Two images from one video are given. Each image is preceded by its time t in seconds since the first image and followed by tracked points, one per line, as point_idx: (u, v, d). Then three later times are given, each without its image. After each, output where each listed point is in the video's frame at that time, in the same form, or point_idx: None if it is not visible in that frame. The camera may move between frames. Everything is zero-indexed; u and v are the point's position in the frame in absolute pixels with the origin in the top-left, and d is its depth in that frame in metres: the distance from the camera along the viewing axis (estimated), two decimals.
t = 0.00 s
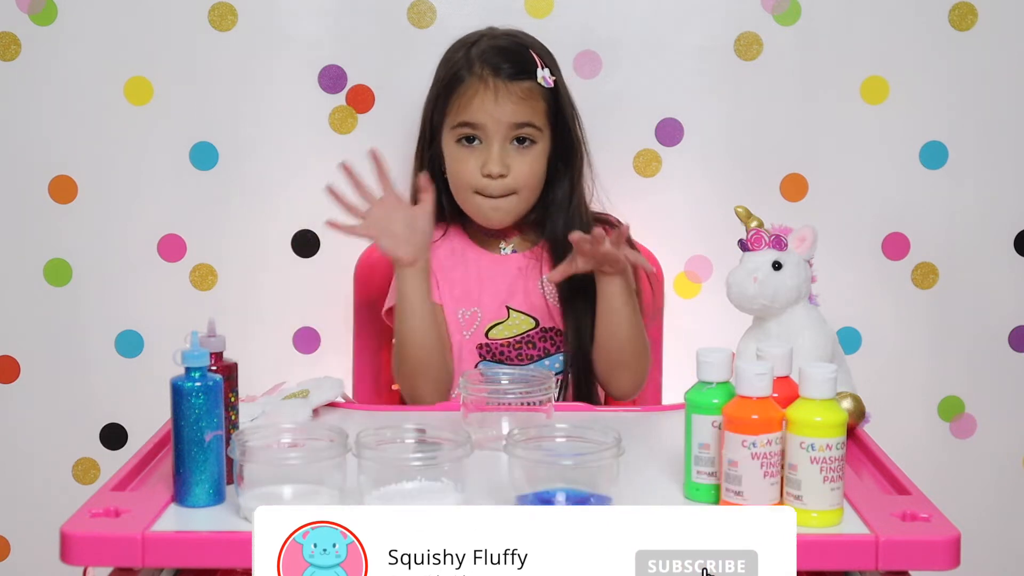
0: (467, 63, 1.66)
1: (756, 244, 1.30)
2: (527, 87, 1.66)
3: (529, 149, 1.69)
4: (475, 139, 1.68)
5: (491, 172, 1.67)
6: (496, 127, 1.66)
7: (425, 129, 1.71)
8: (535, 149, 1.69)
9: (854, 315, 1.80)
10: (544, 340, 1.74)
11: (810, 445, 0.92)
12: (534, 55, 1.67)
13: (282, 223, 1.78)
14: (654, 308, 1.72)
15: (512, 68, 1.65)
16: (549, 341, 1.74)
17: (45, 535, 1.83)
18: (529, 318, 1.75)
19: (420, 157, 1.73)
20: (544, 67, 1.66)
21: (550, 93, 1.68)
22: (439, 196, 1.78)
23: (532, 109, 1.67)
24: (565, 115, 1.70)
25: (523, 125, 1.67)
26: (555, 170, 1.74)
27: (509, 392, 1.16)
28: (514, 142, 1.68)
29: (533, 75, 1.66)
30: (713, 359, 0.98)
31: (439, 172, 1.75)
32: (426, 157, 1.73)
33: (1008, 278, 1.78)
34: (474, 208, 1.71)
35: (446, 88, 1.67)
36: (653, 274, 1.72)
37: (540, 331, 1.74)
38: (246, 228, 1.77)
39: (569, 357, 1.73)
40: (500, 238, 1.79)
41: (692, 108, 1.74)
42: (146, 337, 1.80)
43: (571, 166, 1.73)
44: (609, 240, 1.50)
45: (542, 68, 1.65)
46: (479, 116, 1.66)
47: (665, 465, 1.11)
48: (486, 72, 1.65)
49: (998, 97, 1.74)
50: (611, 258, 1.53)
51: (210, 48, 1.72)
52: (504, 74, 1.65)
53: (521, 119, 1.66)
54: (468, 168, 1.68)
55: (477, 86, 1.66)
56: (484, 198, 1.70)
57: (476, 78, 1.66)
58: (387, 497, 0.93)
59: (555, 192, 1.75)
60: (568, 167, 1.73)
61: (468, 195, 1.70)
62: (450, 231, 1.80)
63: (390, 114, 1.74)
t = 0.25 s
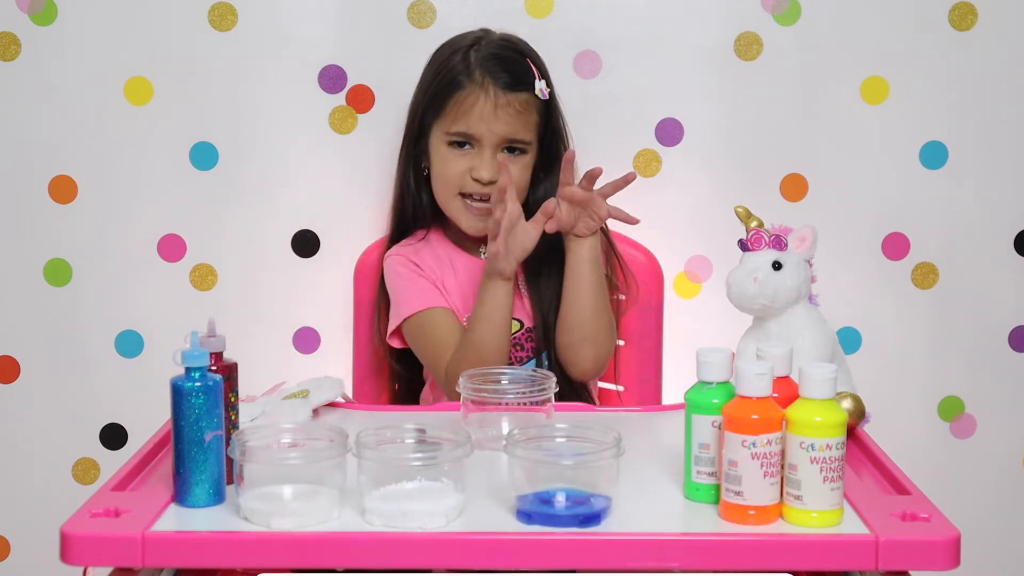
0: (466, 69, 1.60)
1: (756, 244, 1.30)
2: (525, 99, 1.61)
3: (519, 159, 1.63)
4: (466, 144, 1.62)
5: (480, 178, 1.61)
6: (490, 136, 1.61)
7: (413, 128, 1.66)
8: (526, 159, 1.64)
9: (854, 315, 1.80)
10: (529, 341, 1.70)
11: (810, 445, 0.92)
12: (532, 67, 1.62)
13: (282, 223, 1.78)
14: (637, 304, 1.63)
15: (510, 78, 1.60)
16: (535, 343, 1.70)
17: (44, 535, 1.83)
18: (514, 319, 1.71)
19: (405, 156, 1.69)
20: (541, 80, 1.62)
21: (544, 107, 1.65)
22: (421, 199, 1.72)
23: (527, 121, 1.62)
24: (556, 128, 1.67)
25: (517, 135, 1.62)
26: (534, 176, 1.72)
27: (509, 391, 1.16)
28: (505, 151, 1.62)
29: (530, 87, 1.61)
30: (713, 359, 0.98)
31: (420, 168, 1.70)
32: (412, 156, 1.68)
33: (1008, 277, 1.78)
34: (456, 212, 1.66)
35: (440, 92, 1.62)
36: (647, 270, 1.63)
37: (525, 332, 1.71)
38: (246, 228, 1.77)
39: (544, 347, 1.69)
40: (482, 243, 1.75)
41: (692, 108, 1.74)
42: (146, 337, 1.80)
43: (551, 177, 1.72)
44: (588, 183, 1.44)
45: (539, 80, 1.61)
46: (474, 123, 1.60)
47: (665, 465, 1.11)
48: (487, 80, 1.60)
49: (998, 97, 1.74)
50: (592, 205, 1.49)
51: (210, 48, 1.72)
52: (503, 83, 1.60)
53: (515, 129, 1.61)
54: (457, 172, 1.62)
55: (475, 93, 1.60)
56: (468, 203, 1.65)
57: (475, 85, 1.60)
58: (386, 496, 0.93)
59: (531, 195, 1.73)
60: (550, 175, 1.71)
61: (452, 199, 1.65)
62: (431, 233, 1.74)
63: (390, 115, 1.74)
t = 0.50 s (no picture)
0: (470, 73, 1.58)
1: (756, 244, 1.30)
2: (529, 102, 1.59)
3: (524, 161, 1.62)
4: (471, 148, 1.61)
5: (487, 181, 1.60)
6: (495, 140, 1.59)
7: (416, 128, 1.65)
8: (532, 160, 1.63)
9: (854, 315, 1.80)
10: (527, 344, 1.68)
11: (810, 445, 0.92)
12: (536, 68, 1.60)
13: (282, 223, 1.78)
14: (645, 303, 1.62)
15: (514, 82, 1.58)
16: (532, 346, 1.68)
17: (44, 535, 1.83)
18: (511, 322, 1.69)
19: (407, 156, 1.67)
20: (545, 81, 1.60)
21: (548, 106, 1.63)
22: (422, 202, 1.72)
23: (533, 123, 1.61)
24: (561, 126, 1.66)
25: (523, 137, 1.60)
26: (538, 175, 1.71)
27: (509, 391, 1.16)
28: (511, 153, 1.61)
29: (534, 90, 1.60)
30: (713, 359, 0.98)
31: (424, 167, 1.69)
32: (415, 157, 1.67)
33: (1008, 277, 1.78)
34: (465, 215, 1.65)
35: (444, 95, 1.60)
36: (648, 270, 1.63)
37: (523, 335, 1.69)
38: (246, 228, 1.77)
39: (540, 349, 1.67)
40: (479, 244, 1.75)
41: (692, 108, 1.74)
42: (146, 337, 1.80)
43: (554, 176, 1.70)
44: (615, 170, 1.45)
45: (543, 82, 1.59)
46: (478, 128, 1.59)
47: (665, 465, 1.11)
48: (491, 84, 1.58)
49: (998, 97, 1.74)
50: (612, 197, 1.48)
51: (210, 48, 1.72)
52: (507, 88, 1.58)
53: (521, 132, 1.60)
54: (462, 175, 1.61)
55: (480, 98, 1.58)
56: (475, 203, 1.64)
57: (480, 90, 1.58)
58: (386, 496, 0.93)
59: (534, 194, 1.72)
60: (552, 173, 1.70)
61: (458, 201, 1.64)
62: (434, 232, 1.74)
63: (389, 115, 1.74)
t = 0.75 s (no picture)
0: (485, 71, 1.58)
1: (756, 244, 1.30)
2: (545, 98, 1.58)
3: (544, 158, 1.60)
4: (490, 147, 1.60)
5: (506, 180, 1.58)
6: (513, 138, 1.58)
7: (438, 128, 1.65)
8: (552, 157, 1.61)
9: (854, 315, 1.80)
10: (544, 345, 1.66)
11: (810, 445, 0.92)
12: (552, 63, 1.59)
13: (282, 223, 1.77)
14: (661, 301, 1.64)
15: (529, 79, 1.57)
16: (549, 347, 1.66)
17: (44, 535, 1.83)
18: (531, 322, 1.68)
19: (432, 156, 1.67)
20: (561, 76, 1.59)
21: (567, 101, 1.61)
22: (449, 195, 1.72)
23: (551, 119, 1.59)
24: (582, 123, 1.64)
25: (541, 135, 1.59)
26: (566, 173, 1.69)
27: (509, 392, 1.16)
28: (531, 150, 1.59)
29: (550, 86, 1.59)
30: (713, 359, 0.98)
31: (451, 168, 1.69)
32: (440, 157, 1.67)
33: (1007, 277, 1.78)
34: (489, 215, 1.64)
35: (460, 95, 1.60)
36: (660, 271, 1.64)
37: (541, 336, 1.67)
38: (246, 228, 1.77)
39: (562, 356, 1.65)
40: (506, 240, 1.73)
41: (693, 108, 1.74)
42: (146, 337, 1.80)
43: (581, 172, 1.68)
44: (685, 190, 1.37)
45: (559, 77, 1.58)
46: (495, 126, 1.58)
47: (665, 465, 1.11)
48: (504, 82, 1.57)
49: (998, 97, 1.74)
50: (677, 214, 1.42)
51: (210, 48, 1.72)
52: (521, 85, 1.57)
53: (539, 128, 1.58)
54: (483, 173, 1.60)
55: (495, 95, 1.58)
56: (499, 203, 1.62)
57: (495, 87, 1.58)
58: (386, 496, 0.93)
59: (563, 195, 1.70)
60: (579, 171, 1.68)
61: (480, 200, 1.62)
62: (462, 229, 1.73)
63: (390, 115, 1.74)
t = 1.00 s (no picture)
0: (496, 64, 1.61)
1: (756, 244, 1.30)
2: (556, 89, 1.61)
3: (557, 151, 1.63)
4: (503, 140, 1.62)
5: (519, 173, 1.60)
6: (524, 130, 1.60)
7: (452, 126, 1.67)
8: (565, 151, 1.63)
9: (854, 315, 1.80)
10: (552, 352, 1.67)
11: (810, 445, 0.92)
12: (563, 55, 1.61)
13: (282, 222, 1.78)
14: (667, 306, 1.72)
15: (541, 70, 1.59)
16: (558, 353, 1.66)
17: (44, 535, 1.83)
18: (541, 327, 1.68)
19: (446, 154, 1.69)
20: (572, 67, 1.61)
21: (579, 93, 1.63)
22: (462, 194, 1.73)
23: (562, 111, 1.61)
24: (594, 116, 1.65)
25: (552, 127, 1.61)
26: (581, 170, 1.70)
27: (509, 392, 1.16)
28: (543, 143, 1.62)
29: (562, 77, 1.60)
30: (713, 359, 0.98)
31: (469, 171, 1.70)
32: (455, 156, 1.68)
33: (1007, 277, 1.78)
34: (505, 211, 1.66)
35: (473, 89, 1.62)
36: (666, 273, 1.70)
37: (550, 342, 1.67)
38: (246, 228, 1.77)
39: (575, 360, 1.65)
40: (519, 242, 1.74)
41: (693, 108, 1.74)
42: (146, 337, 1.80)
43: (596, 168, 1.69)
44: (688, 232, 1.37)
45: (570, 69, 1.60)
46: (506, 117, 1.60)
47: (666, 465, 1.11)
48: (515, 74, 1.59)
49: (998, 97, 1.74)
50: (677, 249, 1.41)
51: (210, 48, 1.72)
52: (532, 76, 1.60)
53: (551, 120, 1.61)
54: (496, 168, 1.62)
55: (507, 87, 1.60)
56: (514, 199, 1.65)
57: (506, 79, 1.60)
58: (387, 496, 0.93)
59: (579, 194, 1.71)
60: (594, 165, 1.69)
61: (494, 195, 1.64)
62: (474, 229, 1.74)
63: (390, 115, 1.74)
